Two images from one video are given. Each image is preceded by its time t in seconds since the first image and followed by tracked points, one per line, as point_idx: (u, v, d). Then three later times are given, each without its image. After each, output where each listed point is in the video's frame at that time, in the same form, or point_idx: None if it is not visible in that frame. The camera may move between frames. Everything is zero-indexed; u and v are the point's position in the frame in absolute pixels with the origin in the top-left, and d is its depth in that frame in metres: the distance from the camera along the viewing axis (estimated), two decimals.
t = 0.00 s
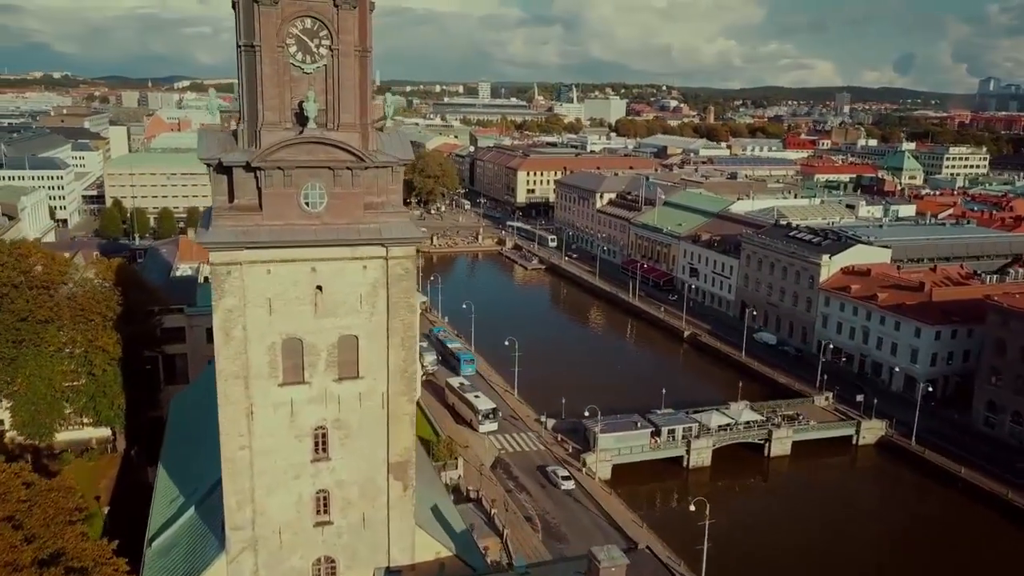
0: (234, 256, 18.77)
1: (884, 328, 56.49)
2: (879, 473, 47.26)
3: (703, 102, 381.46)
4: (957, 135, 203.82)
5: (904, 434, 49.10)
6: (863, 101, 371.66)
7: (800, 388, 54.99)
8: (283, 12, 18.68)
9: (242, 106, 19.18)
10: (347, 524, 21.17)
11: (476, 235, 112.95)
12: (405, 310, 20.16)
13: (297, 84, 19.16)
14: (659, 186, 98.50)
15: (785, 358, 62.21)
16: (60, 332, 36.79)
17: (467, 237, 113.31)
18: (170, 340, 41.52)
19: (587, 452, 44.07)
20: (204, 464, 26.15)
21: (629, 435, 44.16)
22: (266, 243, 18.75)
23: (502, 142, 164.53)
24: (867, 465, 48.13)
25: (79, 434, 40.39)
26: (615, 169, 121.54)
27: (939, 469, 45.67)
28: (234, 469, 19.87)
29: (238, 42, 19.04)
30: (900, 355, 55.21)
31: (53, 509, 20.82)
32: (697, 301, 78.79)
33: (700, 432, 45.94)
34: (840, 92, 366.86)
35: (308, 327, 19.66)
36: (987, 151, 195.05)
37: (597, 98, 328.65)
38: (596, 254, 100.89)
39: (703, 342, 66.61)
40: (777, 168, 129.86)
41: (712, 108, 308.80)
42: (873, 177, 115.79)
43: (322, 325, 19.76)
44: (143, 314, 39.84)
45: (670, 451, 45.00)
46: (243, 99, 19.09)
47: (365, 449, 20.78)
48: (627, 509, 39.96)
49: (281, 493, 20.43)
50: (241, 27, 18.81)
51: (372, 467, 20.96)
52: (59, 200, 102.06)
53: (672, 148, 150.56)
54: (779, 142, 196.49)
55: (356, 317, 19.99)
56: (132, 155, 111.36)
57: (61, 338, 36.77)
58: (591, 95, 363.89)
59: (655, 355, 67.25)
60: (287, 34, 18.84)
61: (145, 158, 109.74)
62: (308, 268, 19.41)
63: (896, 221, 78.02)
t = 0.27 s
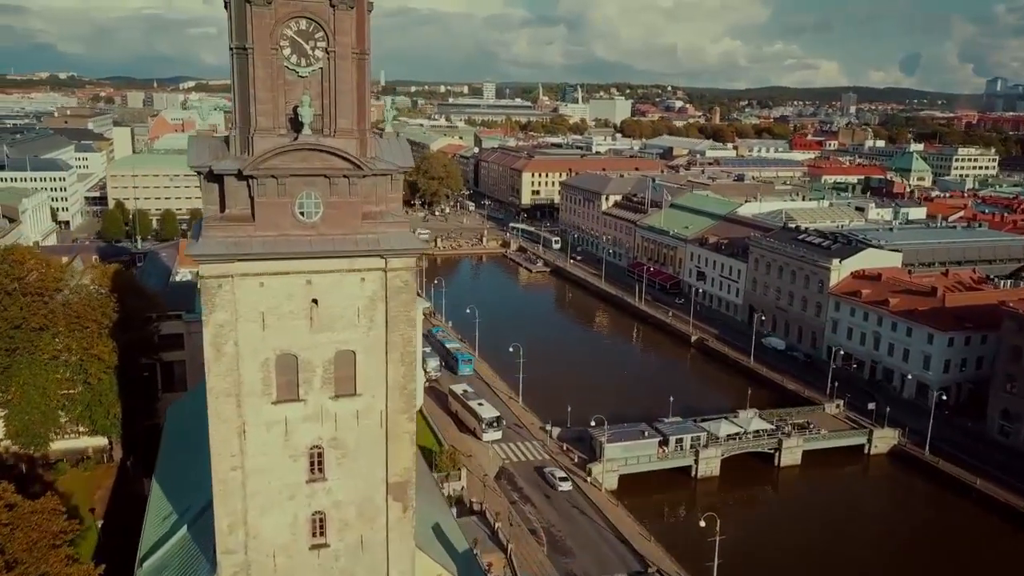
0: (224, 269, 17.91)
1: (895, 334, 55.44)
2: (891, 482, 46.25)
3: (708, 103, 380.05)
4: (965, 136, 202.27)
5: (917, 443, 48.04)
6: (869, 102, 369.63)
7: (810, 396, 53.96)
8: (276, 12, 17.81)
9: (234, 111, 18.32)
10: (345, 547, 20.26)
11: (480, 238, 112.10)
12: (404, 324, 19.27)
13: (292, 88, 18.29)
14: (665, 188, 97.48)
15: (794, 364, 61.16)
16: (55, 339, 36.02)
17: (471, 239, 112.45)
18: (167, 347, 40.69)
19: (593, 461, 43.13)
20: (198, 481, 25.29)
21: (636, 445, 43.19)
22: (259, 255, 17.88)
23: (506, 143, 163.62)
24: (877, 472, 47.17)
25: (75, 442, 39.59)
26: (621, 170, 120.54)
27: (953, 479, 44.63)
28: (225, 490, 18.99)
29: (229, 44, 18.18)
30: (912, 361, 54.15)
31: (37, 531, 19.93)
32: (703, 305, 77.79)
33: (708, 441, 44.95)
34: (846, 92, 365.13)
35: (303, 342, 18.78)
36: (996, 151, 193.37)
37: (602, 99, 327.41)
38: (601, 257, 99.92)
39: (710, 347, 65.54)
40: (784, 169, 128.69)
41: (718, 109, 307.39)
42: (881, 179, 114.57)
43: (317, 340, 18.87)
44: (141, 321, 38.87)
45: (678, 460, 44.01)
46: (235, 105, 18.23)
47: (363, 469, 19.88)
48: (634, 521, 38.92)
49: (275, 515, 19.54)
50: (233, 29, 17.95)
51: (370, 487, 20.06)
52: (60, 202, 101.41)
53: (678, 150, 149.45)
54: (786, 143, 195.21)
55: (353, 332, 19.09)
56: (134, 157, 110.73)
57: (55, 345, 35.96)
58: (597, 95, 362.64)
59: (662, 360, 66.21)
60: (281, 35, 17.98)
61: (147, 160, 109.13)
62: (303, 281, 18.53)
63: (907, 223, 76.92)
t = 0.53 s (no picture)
0: (214, 283, 17.00)
1: (907, 340, 54.38)
2: (903, 492, 45.21)
3: (714, 103, 378.61)
4: (972, 136, 200.42)
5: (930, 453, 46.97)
6: (876, 102, 367.50)
7: (820, 403, 52.91)
8: (268, 13, 16.92)
9: (225, 117, 17.45)
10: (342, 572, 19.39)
11: (485, 239, 111.14)
12: (404, 340, 18.37)
13: (285, 93, 17.41)
14: (671, 190, 96.45)
15: (803, 370, 60.11)
16: (50, 347, 35.08)
17: (476, 241, 111.55)
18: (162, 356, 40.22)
19: (599, 472, 42.20)
20: (192, 498, 24.44)
21: (643, 455, 42.25)
22: (251, 268, 17.01)
23: (511, 144, 162.71)
24: (888, 482, 46.12)
25: (71, 451, 38.58)
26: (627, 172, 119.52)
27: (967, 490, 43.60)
28: (216, 514, 18.12)
29: (220, 47, 17.31)
30: (925, 368, 53.03)
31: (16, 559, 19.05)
32: (711, 309, 76.77)
33: (717, 450, 43.97)
34: (853, 91, 362.46)
35: (298, 359, 17.90)
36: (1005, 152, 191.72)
37: (607, 99, 326.16)
38: (607, 259, 98.93)
39: (718, 352, 64.48)
40: (792, 171, 127.49)
41: (724, 109, 305.94)
42: (890, 180, 113.36)
43: (312, 357, 17.99)
44: (138, 328, 38.40)
45: (687, 470, 43.05)
46: (226, 110, 17.36)
47: (361, 491, 19.01)
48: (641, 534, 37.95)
49: (268, 539, 18.67)
50: (223, 30, 17.07)
51: (368, 509, 19.19)
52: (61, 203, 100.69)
53: (684, 151, 148.35)
54: (793, 143, 193.92)
55: (350, 348, 18.21)
56: (137, 158, 110.13)
57: (50, 352, 35.04)
58: (602, 96, 361.50)
59: (669, 365, 65.15)
60: (275, 36, 17.08)
61: (149, 161, 108.52)
62: (298, 295, 17.64)
63: (917, 226, 75.78)
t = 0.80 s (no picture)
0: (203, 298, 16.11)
1: (919, 346, 53.31)
2: (916, 503, 44.14)
3: (719, 103, 377.17)
4: (981, 137, 198.63)
5: (944, 462, 45.89)
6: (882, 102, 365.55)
7: (831, 410, 51.88)
8: (259, 13, 16.04)
9: (214, 123, 16.57)
10: None
11: (489, 242, 110.20)
12: (402, 357, 17.48)
13: (278, 97, 16.54)
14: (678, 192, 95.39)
15: (813, 377, 59.03)
16: (44, 354, 34.18)
17: (480, 243, 110.62)
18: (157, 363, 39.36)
19: (605, 482, 41.24)
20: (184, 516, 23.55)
21: (650, 465, 41.29)
22: (241, 283, 16.13)
23: (515, 145, 161.68)
24: (900, 492, 45.07)
25: (66, 461, 37.73)
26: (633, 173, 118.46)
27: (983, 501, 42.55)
28: (206, 541, 17.24)
29: (209, 49, 16.44)
30: (937, 375, 51.93)
31: None
32: (718, 312, 75.72)
33: (726, 460, 42.97)
34: (859, 92, 360.33)
35: (292, 377, 17.01)
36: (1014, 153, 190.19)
37: (611, 99, 324.81)
38: (613, 262, 97.90)
39: (726, 357, 63.42)
40: (799, 172, 126.29)
41: (730, 109, 304.44)
42: (899, 182, 112.14)
43: (307, 375, 17.10)
44: (134, 335, 37.55)
45: (695, 480, 42.08)
46: (217, 115, 16.49)
47: (358, 515, 18.11)
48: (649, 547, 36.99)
49: (261, 566, 17.78)
50: (213, 32, 16.20)
51: (366, 534, 18.29)
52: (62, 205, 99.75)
53: (690, 151, 147.20)
54: (800, 144, 192.60)
55: (347, 366, 17.31)
56: (138, 159, 109.25)
57: (44, 361, 34.13)
58: (607, 96, 360.17)
59: (676, 370, 64.08)
60: (267, 37, 16.20)
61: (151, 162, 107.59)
62: (291, 310, 16.74)
63: (928, 229, 74.65)
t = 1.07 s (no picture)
0: (189, 315, 15.22)
1: (932, 353, 52.22)
2: (930, 515, 43.06)
3: (724, 103, 375.45)
4: (988, 137, 197.08)
5: (958, 472, 44.81)
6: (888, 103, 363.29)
7: (842, 419, 50.80)
8: (248, 14, 15.15)
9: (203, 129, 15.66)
10: None
11: (493, 244, 109.23)
12: (400, 374, 16.57)
13: (269, 102, 15.65)
14: (684, 194, 94.20)
15: (823, 383, 57.95)
16: (37, 362, 33.68)
17: (484, 245, 109.67)
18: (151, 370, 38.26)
19: (612, 494, 40.28)
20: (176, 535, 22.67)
21: (657, 476, 40.35)
22: (231, 298, 15.23)
23: (520, 146, 160.52)
24: (913, 504, 43.94)
25: (61, 471, 36.84)
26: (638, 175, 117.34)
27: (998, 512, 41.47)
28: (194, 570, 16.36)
29: (197, 52, 15.56)
30: (951, 383, 50.83)
31: None
32: (726, 316, 74.63)
33: (735, 471, 42.00)
34: (864, 92, 358.51)
35: (284, 397, 16.13)
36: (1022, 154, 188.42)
37: (616, 99, 323.19)
38: (619, 264, 96.75)
39: (733, 362, 62.33)
40: (806, 173, 125.00)
41: (735, 110, 302.75)
42: (907, 183, 110.88)
43: (301, 395, 16.21)
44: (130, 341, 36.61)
45: (704, 491, 41.10)
46: (205, 123, 15.60)
47: (354, 541, 17.20)
48: (657, 561, 36.03)
49: None
50: (201, 33, 15.34)
51: (362, 561, 17.39)
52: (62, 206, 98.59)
53: (696, 152, 145.94)
54: (806, 145, 191.16)
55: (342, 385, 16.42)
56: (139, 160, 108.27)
57: (36, 369, 33.49)
58: (611, 96, 358.63)
59: (683, 375, 62.99)
60: (258, 38, 15.31)
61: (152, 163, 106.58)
62: (283, 327, 15.85)
63: (939, 232, 73.48)
